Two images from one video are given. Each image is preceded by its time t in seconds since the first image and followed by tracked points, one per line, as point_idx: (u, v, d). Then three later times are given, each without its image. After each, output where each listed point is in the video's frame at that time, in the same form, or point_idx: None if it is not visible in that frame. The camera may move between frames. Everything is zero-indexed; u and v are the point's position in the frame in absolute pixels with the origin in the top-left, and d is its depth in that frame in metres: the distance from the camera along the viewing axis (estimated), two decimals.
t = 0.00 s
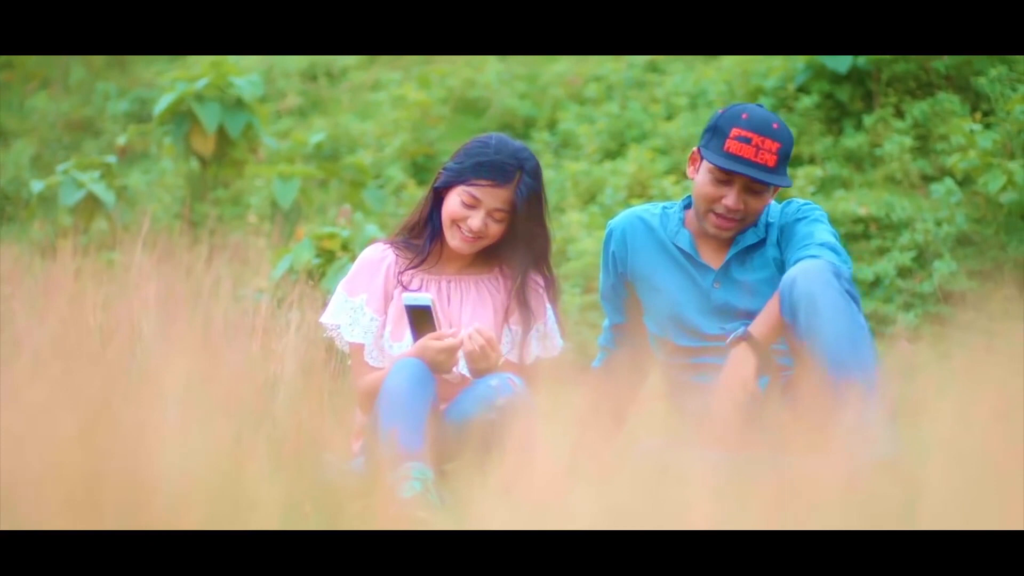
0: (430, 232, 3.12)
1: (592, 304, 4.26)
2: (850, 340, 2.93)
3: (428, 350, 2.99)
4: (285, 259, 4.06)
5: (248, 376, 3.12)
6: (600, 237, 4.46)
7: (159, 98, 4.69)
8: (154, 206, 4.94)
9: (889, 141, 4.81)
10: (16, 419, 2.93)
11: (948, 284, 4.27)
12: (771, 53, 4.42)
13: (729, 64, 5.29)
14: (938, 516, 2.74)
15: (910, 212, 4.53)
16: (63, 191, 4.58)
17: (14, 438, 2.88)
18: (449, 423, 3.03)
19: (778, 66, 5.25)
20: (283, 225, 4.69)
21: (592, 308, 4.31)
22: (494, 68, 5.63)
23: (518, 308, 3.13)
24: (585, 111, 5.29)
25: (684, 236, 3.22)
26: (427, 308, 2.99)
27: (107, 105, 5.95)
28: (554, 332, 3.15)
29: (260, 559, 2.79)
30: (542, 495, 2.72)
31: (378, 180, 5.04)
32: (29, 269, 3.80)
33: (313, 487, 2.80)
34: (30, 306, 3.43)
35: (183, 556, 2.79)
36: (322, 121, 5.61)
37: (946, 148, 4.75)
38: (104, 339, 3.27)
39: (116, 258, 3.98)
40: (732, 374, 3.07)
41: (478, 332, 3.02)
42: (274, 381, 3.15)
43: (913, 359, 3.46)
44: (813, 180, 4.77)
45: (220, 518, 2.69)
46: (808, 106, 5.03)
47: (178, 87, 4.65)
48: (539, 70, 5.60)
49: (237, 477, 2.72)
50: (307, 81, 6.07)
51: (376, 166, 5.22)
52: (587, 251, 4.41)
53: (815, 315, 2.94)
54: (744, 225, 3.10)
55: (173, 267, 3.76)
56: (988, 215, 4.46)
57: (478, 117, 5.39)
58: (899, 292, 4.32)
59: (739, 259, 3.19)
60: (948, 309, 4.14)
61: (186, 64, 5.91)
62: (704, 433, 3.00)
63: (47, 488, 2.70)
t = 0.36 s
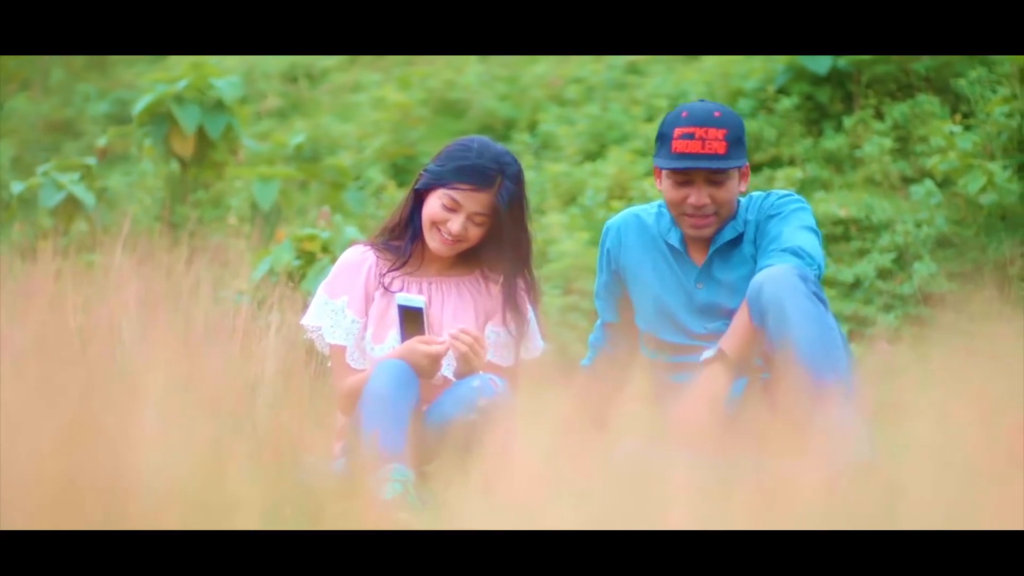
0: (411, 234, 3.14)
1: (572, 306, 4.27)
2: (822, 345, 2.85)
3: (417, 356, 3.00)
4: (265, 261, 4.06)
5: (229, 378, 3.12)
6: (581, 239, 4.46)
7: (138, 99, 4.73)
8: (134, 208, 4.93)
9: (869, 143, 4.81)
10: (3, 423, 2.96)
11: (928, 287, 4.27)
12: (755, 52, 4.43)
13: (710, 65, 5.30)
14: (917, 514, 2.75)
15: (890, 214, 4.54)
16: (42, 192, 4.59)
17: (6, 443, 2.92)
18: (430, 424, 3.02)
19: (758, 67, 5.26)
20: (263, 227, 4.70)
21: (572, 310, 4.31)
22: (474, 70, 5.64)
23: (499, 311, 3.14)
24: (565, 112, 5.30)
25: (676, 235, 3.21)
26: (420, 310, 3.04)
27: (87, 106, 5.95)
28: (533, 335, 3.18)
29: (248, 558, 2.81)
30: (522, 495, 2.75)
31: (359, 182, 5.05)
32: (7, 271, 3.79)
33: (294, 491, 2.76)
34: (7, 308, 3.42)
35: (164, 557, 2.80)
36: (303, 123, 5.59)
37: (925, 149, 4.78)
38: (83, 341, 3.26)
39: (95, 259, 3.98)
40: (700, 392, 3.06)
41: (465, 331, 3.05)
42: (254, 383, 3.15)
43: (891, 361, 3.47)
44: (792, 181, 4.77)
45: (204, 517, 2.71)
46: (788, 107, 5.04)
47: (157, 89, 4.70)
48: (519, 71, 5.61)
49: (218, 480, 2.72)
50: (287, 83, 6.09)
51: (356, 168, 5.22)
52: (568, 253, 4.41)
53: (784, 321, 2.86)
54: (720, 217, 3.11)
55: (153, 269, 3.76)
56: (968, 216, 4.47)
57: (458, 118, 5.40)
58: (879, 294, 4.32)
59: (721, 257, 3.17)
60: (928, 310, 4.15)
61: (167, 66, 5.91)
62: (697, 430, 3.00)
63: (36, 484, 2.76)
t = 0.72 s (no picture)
0: (392, 233, 3.14)
1: (549, 305, 4.27)
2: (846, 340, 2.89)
3: (393, 356, 2.98)
4: (242, 261, 4.08)
5: (206, 377, 3.12)
6: (557, 238, 4.46)
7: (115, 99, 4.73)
8: (111, 208, 4.93)
9: (846, 142, 4.82)
10: None
11: (905, 286, 4.29)
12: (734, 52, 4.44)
13: (687, 65, 5.30)
14: (896, 514, 2.73)
15: (867, 213, 4.55)
16: (19, 193, 4.62)
17: None
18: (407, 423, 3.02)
19: (735, 67, 5.26)
20: (240, 227, 4.72)
21: (549, 310, 4.31)
22: (451, 69, 5.66)
23: (478, 311, 3.16)
24: (542, 112, 5.31)
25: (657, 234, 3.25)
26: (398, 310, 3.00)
27: (63, 106, 5.94)
28: (512, 335, 3.20)
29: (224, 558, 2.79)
30: (500, 495, 2.75)
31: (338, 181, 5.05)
32: None
33: (269, 490, 2.72)
34: None
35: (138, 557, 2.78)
36: (279, 123, 5.60)
37: (903, 149, 4.77)
38: (59, 341, 3.26)
39: (72, 259, 3.98)
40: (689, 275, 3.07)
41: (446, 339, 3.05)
42: (231, 382, 3.15)
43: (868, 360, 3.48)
44: (769, 181, 4.78)
45: (179, 517, 2.68)
46: (765, 107, 5.05)
47: (134, 88, 4.70)
48: (496, 70, 5.63)
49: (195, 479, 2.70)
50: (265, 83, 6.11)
51: (334, 167, 5.23)
52: (545, 252, 4.41)
53: (816, 306, 2.90)
54: (682, 206, 3.07)
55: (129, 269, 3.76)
56: (945, 216, 4.48)
57: (436, 118, 5.41)
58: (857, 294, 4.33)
59: (711, 253, 3.21)
60: (904, 309, 4.15)
61: (143, 67, 5.92)
62: (677, 434, 2.96)
63: (10, 491, 2.76)
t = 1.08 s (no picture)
0: (371, 233, 3.14)
1: (529, 305, 4.26)
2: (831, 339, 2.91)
3: (376, 356, 3.00)
4: (223, 261, 4.10)
5: (185, 377, 3.13)
6: (536, 238, 4.46)
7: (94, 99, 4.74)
8: (91, 208, 4.94)
9: (826, 142, 4.81)
10: None
11: (885, 285, 4.28)
12: (712, 52, 4.46)
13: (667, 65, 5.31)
14: (875, 514, 2.72)
15: (846, 212, 4.56)
16: None
17: None
18: (389, 424, 3.03)
19: (714, 67, 5.29)
20: (220, 227, 4.75)
21: (529, 309, 4.30)
22: (431, 69, 5.68)
23: (461, 310, 3.15)
24: (522, 111, 5.33)
25: (660, 225, 3.23)
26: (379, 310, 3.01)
27: (43, 105, 5.94)
28: (498, 335, 3.20)
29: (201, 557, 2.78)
30: (479, 495, 2.73)
31: (318, 181, 5.07)
32: None
33: (249, 490, 2.72)
34: None
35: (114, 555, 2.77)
36: (258, 122, 5.68)
37: (882, 149, 4.78)
38: (39, 340, 3.27)
39: (51, 258, 3.98)
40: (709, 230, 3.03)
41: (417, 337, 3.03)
42: (211, 382, 3.16)
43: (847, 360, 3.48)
44: (750, 180, 4.77)
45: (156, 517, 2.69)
46: (745, 107, 5.06)
47: (114, 88, 4.71)
48: (476, 70, 5.65)
49: (173, 477, 2.72)
50: (245, 83, 6.15)
51: (313, 167, 5.24)
52: (525, 252, 4.41)
53: (804, 306, 2.92)
54: (707, 207, 3.10)
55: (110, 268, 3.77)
56: (924, 216, 4.49)
57: (415, 117, 5.42)
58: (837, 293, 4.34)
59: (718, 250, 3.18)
60: (883, 308, 4.16)
61: (123, 66, 5.93)
62: (656, 432, 2.96)
63: None
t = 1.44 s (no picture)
0: (324, 232, 3.11)
1: (503, 305, 4.25)
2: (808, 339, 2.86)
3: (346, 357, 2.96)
4: (196, 261, 4.11)
5: (158, 377, 3.14)
6: (509, 239, 4.46)
7: (69, 101, 4.80)
8: (65, 208, 4.94)
9: (799, 142, 4.80)
10: None
11: (858, 286, 4.30)
12: (683, 52, 4.48)
13: (642, 66, 5.28)
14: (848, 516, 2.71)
15: (820, 213, 4.50)
16: None
17: None
18: (362, 424, 3.00)
19: (688, 67, 5.23)
20: (194, 227, 4.77)
21: (503, 310, 4.27)
22: (404, 70, 5.70)
23: (422, 304, 3.15)
24: (495, 112, 5.35)
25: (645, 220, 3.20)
26: (344, 312, 2.99)
27: (17, 106, 5.94)
28: (460, 324, 3.17)
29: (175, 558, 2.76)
30: (454, 495, 2.74)
31: (292, 182, 5.07)
32: None
33: (220, 488, 2.76)
34: None
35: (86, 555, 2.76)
36: (233, 123, 5.71)
37: (855, 149, 4.77)
38: (11, 342, 3.28)
39: (23, 259, 3.99)
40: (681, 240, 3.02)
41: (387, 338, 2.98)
42: (183, 383, 3.17)
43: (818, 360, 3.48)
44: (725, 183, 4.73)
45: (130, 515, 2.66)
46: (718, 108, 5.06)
47: (87, 90, 4.78)
48: (450, 71, 5.66)
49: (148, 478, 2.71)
50: (218, 83, 6.16)
51: (287, 168, 5.24)
52: (498, 252, 4.40)
53: (781, 305, 2.87)
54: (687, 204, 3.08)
55: (83, 269, 3.79)
56: (897, 216, 4.48)
57: (389, 118, 5.43)
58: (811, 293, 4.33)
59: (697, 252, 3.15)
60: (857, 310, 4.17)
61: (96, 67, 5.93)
62: (633, 428, 2.95)
63: None
